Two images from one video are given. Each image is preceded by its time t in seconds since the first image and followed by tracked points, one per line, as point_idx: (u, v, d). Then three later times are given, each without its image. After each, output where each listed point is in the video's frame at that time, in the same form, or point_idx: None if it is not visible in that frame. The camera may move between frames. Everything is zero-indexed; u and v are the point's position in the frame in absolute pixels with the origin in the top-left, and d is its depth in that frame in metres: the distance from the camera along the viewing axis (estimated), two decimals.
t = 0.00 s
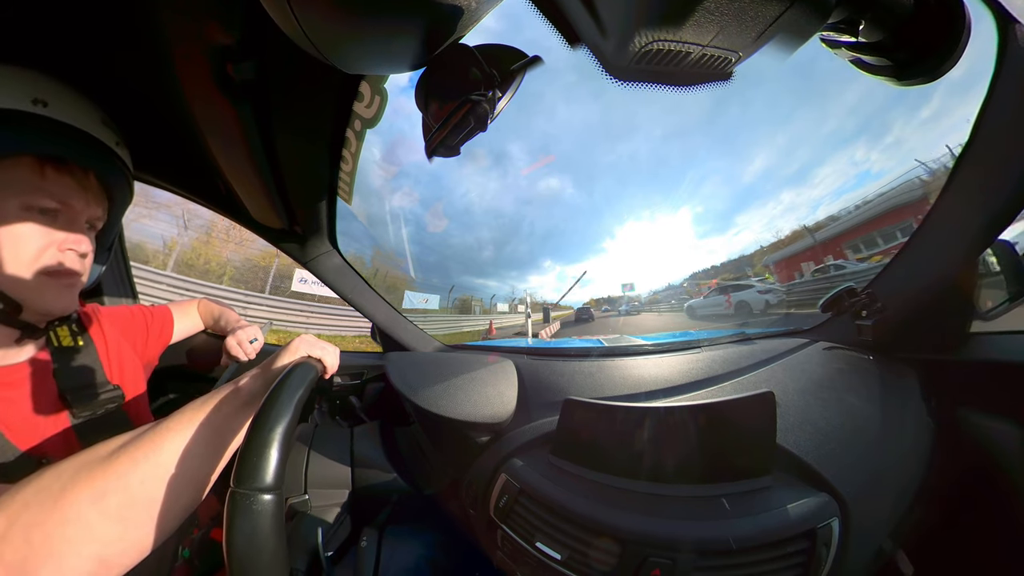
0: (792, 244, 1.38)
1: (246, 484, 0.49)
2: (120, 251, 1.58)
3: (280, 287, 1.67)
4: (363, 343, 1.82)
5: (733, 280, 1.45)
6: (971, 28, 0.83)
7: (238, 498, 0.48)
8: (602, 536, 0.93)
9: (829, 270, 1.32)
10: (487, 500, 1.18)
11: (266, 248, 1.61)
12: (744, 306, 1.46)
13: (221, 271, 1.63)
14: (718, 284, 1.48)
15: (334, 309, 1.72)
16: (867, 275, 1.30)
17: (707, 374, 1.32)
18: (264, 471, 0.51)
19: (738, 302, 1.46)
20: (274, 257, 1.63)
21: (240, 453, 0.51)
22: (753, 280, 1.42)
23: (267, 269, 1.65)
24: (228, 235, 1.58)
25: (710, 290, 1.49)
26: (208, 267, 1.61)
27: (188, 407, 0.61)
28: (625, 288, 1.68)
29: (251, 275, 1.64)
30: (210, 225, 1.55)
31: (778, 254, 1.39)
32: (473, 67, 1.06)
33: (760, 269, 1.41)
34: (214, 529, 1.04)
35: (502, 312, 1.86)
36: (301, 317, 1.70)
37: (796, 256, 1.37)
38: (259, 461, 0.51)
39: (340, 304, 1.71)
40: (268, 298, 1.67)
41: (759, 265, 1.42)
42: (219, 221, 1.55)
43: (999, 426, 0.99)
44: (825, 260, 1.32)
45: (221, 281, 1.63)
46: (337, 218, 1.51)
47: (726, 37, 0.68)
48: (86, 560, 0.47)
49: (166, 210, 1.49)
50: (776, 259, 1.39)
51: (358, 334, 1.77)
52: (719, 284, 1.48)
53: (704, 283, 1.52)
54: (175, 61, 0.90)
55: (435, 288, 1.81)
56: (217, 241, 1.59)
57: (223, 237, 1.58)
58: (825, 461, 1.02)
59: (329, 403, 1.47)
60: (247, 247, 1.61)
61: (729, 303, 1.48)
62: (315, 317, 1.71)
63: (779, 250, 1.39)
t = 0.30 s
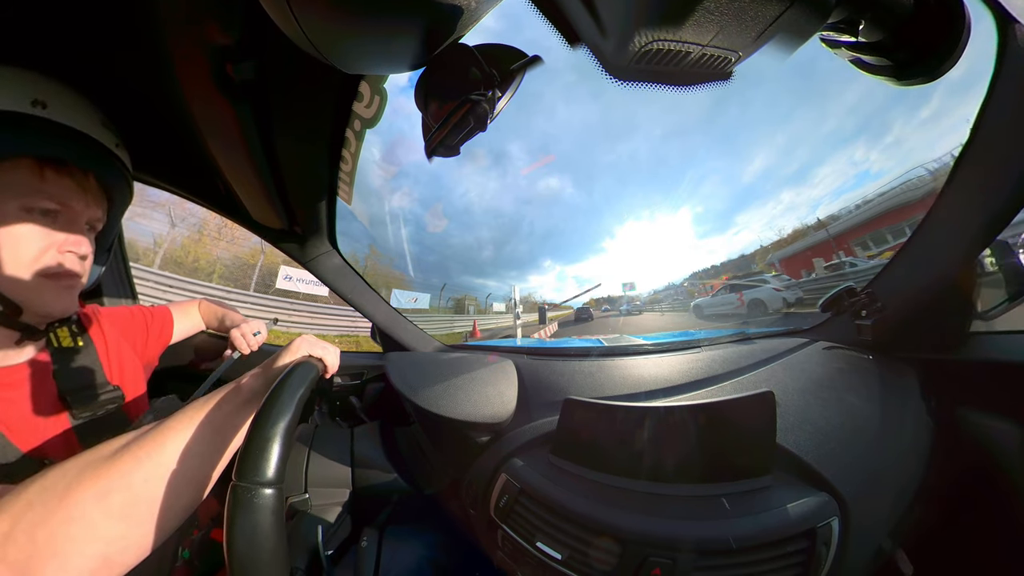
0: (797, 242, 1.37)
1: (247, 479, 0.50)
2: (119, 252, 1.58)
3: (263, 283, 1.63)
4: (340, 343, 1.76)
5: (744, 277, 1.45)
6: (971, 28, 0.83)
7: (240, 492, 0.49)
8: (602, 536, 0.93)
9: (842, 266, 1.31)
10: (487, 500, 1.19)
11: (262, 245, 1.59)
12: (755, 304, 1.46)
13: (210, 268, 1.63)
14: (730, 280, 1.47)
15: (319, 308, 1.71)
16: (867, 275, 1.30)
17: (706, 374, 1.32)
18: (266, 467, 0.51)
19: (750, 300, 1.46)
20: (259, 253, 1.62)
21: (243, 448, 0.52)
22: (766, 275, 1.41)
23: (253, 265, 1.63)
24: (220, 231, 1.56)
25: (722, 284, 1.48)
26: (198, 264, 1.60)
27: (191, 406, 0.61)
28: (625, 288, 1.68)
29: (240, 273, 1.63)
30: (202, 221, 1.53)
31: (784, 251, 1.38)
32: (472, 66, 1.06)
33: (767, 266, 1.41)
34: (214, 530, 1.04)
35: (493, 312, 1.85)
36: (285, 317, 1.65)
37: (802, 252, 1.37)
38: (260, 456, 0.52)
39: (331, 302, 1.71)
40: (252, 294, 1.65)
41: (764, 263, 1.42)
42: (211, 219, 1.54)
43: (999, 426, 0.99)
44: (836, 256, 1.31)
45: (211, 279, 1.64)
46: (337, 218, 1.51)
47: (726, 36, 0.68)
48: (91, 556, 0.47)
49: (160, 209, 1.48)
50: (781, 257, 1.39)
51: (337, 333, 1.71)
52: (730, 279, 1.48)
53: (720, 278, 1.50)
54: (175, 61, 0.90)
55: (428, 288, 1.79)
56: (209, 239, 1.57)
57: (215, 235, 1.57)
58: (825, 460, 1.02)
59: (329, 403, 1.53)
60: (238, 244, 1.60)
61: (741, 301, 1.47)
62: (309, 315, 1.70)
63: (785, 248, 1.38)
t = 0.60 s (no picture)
0: (803, 238, 1.35)
1: (256, 450, 0.54)
2: (119, 253, 1.58)
3: (251, 280, 1.62)
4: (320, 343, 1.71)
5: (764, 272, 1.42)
6: (971, 27, 0.83)
7: (248, 464, 0.52)
8: (602, 535, 0.93)
9: (856, 262, 1.28)
10: (487, 499, 1.19)
11: (253, 243, 1.59)
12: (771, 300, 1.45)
13: (201, 267, 1.63)
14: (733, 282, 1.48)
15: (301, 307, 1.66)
16: (866, 274, 1.30)
17: (706, 373, 1.32)
18: (273, 441, 0.55)
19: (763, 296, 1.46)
20: (244, 251, 1.60)
21: (255, 424, 0.57)
22: (783, 271, 1.38)
23: (239, 264, 1.61)
24: (209, 227, 1.56)
25: (736, 280, 1.47)
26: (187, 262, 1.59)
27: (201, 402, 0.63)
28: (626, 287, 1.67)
29: (229, 271, 1.62)
30: (184, 219, 1.53)
31: (788, 248, 1.37)
32: (471, 66, 1.06)
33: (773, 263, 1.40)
34: (214, 530, 1.05)
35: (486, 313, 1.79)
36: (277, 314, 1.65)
37: (804, 251, 1.36)
38: (268, 431, 0.56)
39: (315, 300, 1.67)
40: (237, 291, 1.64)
41: (770, 260, 1.40)
42: (203, 217, 1.54)
43: (998, 426, 0.98)
44: (849, 250, 1.28)
45: (201, 277, 1.64)
46: (337, 218, 1.51)
47: (726, 36, 0.68)
48: (99, 550, 0.46)
49: (150, 208, 1.48)
50: (786, 254, 1.37)
51: (322, 333, 1.66)
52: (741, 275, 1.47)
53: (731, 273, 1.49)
54: (173, 62, 0.90)
55: (423, 286, 1.78)
56: (200, 237, 1.58)
57: (207, 234, 1.57)
58: (825, 460, 1.02)
59: (328, 408, 1.51)
60: (230, 242, 1.59)
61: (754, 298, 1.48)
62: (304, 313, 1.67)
63: (787, 246, 1.38)
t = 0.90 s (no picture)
0: (808, 237, 1.39)
1: (277, 403, 0.60)
2: (117, 254, 1.57)
3: (239, 277, 1.63)
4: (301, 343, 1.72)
5: (777, 267, 1.44)
6: (970, 27, 0.83)
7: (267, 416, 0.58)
8: (602, 535, 0.94)
9: (870, 258, 1.29)
10: (487, 499, 1.19)
11: (241, 242, 1.59)
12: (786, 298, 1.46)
13: (192, 265, 1.65)
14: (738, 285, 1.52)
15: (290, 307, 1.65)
16: (865, 274, 1.31)
17: (706, 373, 1.33)
18: (291, 400, 0.61)
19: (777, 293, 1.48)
20: (233, 249, 1.61)
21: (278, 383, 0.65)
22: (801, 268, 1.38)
23: (227, 260, 1.62)
24: (202, 224, 1.55)
25: (747, 277, 1.51)
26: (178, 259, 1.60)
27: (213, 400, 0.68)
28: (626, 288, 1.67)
29: (220, 268, 1.64)
30: (179, 217, 1.53)
31: (793, 246, 1.40)
32: (471, 66, 1.06)
33: (779, 260, 1.43)
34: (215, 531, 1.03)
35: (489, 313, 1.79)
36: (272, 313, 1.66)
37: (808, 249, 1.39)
38: (289, 389, 0.63)
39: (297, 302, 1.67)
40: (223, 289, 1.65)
41: (775, 257, 1.44)
42: (197, 216, 1.54)
43: (1000, 427, 0.97)
44: (859, 246, 1.29)
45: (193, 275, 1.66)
46: (336, 218, 1.51)
47: (726, 35, 0.68)
48: (116, 529, 0.46)
49: (143, 207, 1.46)
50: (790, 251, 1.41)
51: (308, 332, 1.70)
52: (753, 272, 1.50)
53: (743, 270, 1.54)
54: (172, 62, 0.89)
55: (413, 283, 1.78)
56: (193, 236, 1.58)
57: (201, 232, 1.57)
58: (824, 459, 1.03)
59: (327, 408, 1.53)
60: (223, 240, 1.60)
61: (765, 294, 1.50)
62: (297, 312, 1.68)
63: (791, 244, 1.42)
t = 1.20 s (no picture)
0: (812, 233, 1.41)
1: (284, 390, 0.63)
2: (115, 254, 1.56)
3: (228, 275, 1.64)
4: (284, 342, 1.72)
5: (795, 263, 1.42)
6: (970, 28, 0.83)
7: (274, 401, 0.61)
8: (603, 534, 0.94)
9: (883, 255, 1.27)
10: (488, 498, 1.19)
11: (230, 240, 1.61)
12: (801, 295, 1.45)
13: (185, 264, 1.66)
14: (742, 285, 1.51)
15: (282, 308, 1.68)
16: (863, 274, 1.33)
17: (706, 372, 1.33)
18: (297, 388, 0.64)
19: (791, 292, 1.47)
20: (224, 246, 1.62)
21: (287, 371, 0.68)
22: (817, 264, 1.39)
23: (219, 257, 1.63)
24: (196, 223, 1.56)
25: (757, 273, 1.51)
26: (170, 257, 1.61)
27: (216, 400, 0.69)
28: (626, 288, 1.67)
29: (212, 266, 1.65)
30: (176, 216, 1.51)
31: (797, 243, 1.43)
32: (471, 66, 1.06)
33: (783, 257, 1.46)
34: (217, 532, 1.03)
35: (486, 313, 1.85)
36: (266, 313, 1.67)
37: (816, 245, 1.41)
38: (296, 376, 0.66)
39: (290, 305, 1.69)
40: (215, 288, 1.67)
41: (781, 254, 1.47)
42: (192, 216, 1.54)
43: (998, 426, 0.97)
44: (867, 244, 1.29)
45: (187, 275, 1.67)
46: (336, 218, 1.51)
47: (725, 36, 0.68)
48: (128, 526, 0.48)
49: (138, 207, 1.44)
50: (794, 249, 1.44)
51: (294, 330, 1.73)
52: (764, 268, 1.51)
53: (757, 263, 1.54)
54: (172, 61, 0.89)
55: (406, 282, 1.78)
56: (187, 235, 1.58)
57: (195, 231, 1.58)
58: (823, 458, 1.03)
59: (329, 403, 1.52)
60: (217, 239, 1.61)
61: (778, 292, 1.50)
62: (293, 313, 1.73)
63: (797, 241, 1.44)
